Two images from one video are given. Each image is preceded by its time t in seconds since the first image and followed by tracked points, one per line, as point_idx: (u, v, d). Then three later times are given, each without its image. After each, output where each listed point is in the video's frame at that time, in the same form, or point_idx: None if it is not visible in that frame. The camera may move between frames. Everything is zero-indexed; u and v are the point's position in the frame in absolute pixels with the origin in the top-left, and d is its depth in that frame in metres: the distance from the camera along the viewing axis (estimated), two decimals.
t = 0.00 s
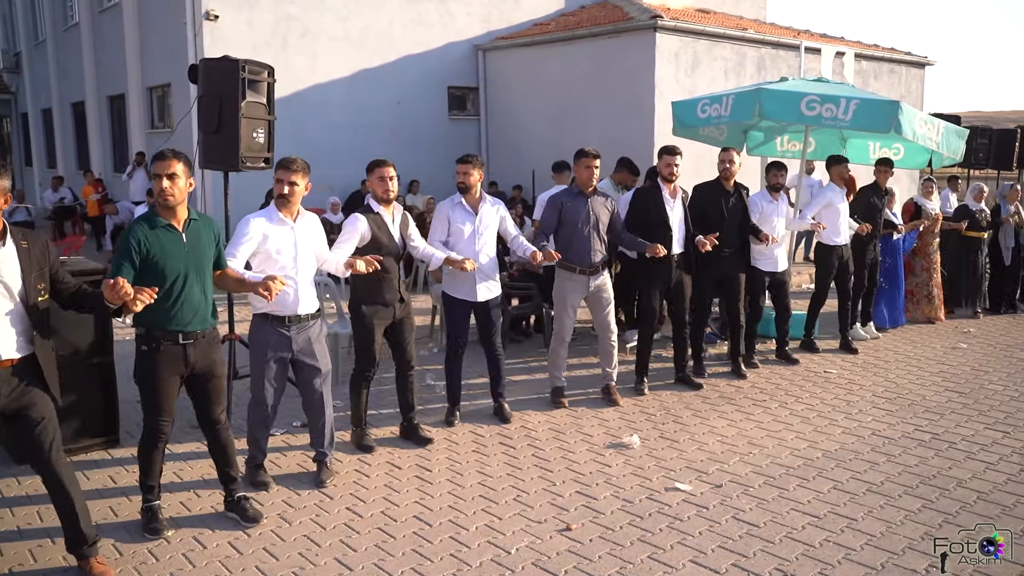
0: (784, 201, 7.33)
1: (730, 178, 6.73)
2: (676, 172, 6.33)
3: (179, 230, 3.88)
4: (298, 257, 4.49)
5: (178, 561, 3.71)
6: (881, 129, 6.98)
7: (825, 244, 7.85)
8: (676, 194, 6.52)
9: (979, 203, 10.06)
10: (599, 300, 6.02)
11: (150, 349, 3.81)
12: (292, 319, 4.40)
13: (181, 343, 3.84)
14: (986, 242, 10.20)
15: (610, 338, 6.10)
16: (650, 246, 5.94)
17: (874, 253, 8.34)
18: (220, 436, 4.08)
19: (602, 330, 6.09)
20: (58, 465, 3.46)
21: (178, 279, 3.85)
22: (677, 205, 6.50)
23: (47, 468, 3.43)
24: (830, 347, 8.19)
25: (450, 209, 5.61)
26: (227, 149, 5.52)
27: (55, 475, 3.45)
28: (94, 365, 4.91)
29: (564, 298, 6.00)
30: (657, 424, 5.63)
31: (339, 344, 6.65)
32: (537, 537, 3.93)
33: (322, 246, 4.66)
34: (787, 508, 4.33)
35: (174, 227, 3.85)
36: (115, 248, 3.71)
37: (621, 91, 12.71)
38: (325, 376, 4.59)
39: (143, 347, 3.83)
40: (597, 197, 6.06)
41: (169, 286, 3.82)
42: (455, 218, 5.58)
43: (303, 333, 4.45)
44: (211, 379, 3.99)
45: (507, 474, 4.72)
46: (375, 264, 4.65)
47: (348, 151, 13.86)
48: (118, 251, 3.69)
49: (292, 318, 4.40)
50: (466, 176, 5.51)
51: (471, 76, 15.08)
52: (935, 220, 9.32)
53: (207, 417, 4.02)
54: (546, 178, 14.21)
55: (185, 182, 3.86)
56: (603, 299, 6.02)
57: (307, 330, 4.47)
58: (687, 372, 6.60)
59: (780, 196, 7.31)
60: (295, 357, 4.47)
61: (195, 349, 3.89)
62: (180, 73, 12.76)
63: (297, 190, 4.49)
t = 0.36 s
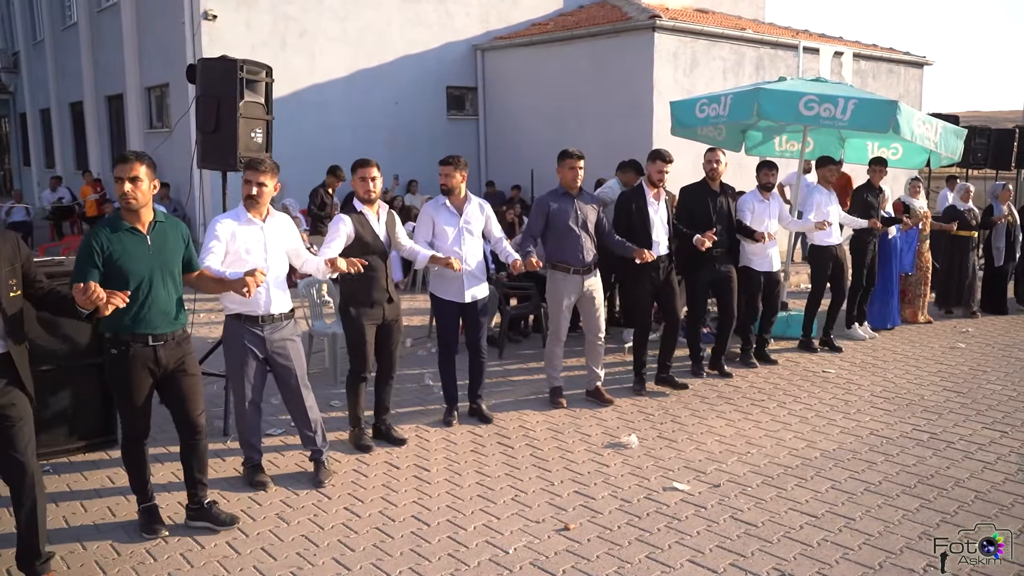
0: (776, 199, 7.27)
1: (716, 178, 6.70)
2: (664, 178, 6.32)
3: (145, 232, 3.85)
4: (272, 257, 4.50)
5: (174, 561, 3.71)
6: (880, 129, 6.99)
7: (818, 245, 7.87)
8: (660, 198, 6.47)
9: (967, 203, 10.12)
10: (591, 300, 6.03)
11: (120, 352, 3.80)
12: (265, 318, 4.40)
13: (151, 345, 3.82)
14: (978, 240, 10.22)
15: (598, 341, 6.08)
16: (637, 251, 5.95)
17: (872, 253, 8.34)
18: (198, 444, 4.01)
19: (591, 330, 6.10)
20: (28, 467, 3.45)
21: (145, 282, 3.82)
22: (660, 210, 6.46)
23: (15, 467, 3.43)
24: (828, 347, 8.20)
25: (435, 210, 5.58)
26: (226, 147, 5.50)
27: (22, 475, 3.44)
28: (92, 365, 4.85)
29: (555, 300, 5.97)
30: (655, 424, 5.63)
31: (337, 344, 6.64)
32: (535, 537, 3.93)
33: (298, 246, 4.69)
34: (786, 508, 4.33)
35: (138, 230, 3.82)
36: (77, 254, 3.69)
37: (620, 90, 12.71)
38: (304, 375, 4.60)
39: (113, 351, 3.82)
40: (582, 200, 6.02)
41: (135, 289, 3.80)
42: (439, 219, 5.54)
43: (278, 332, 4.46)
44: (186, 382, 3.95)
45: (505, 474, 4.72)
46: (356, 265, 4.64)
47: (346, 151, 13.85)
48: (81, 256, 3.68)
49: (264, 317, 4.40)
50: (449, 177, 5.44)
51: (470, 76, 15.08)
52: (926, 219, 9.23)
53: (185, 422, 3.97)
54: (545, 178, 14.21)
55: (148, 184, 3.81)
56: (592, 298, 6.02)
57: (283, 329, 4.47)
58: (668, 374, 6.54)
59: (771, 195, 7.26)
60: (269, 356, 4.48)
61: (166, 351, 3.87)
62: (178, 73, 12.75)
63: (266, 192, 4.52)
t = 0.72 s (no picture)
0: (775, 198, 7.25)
1: (716, 177, 6.75)
2: (663, 178, 6.32)
3: (136, 230, 3.84)
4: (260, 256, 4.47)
5: (173, 563, 3.68)
6: (882, 128, 6.98)
7: (814, 243, 7.82)
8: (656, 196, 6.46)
9: (963, 202, 9.94)
10: (588, 300, 6.01)
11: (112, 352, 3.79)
12: (259, 318, 4.38)
13: (143, 344, 3.81)
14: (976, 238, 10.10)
15: (597, 339, 6.08)
16: (644, 240, 5.92)
17: (869, 253, 8.30)
18: (180, 445, 3.98)
19: (587, 330, 6.08)
20: (22, 465, 3.42)
21: (135, 280, 3.81)
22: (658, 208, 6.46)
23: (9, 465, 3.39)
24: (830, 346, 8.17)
25: (434, 209, 5.54)
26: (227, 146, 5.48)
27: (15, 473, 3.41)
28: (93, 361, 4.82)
29: (552, 299, 5.94)
30: (657, 424, 5.60)
31: (337, 345, 6.62)
32: (536, 538, 3.91)
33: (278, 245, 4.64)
34: (788, 509, 4.31)
35: (129, 228, 3.80)
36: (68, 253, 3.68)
37: (621, 90, 12.69)
38: (298, 375, 4.60)
39: (105, 351, 3.81)
40: (579, 197, 6.01)
41: (125, 287, 3.79)
42: (434, 217, 5.51)
43: (272, 331, 4.43)
44: (175, 384, 3.93)
45: (506, 475, 4.70)
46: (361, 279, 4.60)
47: (347, 151, 13.83)
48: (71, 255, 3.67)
49: (258, 319, 4.38)
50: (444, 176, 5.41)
51: (470, 75, 15.05)
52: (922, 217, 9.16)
53: (169, 424, 3.94)
54: (546, 177, 14.19)
55: (138, 182, 3.79)
56: (590, 298, 6.00)
57: (276, 328, 4.45)
58: (667, 379, 6.43)
59: (770, 194, 7.23)
60: (264, 356, 4.45)
61: (158, 350, 3.86)
62: (179, 73, 12.73)
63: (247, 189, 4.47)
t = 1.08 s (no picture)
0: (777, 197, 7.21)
1: (721, 178, 6.63)
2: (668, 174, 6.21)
3: (134, 230, 3.79)
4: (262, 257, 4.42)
5: (168, 568, 3.63)
6: (884, 127, 6.92)
7: (817, 243, 7.80)
8: (662, 193, 6.43)
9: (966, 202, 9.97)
10: (588, 299, 5.97)
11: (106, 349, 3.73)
12: (261, 318, 4.36)
13: (139, 343, 3.76)
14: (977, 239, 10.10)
15: (595, 338, 6.06)
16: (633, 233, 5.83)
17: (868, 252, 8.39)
18: (178, 442, 3.96)
19: (588, 329, 6.05)
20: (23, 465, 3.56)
21: (133, 279, 3.76)
22: (661, 206, 6.40)
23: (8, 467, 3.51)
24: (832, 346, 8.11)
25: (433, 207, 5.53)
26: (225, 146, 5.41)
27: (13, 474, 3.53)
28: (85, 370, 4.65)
29: (550, 297, 5.89)
30: (659, 426, 5.54)
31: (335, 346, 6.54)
32: (537, 543, 3.85)
33: (281, 243, 4.58)
34: (792, 513, 4.25)
35: (128, 227, 3.76)
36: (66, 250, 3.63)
37: (621, 89, 12.63)
38: (292, 377, 4.56)
39: (99, 349, 3.75)
40: (580, 196, 5.96)
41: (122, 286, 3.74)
42: (436, 217, 5.50)
43: (272, 331, 4.41)
44: (171, 381, 3.91)
45: (506, 478, 4.64)
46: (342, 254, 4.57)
47: (346, 150, 13.78)
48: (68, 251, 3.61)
49: (259, 317, 4.35)
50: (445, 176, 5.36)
51: (470, 75, 14.99)
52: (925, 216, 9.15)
53: (168, 422, 3.91)
54: (545, 177, 14.14)
55: (141, 181, 3.76)
56: (590, 297, 5.96)
57: (276, 329, 4.42)
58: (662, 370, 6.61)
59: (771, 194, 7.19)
60: (263, 357, 4.42)
61: (154, 350, 3.82)
62: (177, 72, 12.66)
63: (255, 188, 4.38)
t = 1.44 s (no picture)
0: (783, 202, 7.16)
1: (730, 183, 6.60)
2: (677, 176, 6.17)
3: (153, 238, 3.75)
4: (276, 266, 4.32)
5: None
6: (885, 132, 6.88)
7: (821, 245, 7.77)
8: (673, 199, 6.38)
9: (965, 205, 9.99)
10: (592, 306, 5.88)
11: (121, 358, 3.67)
12: (268, 326, 4.25)
13: (154, 352, 3.74)
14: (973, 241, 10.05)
15: (592, 345, 6.00)
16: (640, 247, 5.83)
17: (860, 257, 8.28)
18: (170, 445, 3.97)
19: (586, 335, 5.99)
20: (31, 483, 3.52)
21: (150, 287, 3.73)
22: (674, 212, 6.36)
23: (17, 478, 3.47)
24: (830, 351, 8.07)
25: (446, 216, 5.46)
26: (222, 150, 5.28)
27: (20, 488, 3.48)
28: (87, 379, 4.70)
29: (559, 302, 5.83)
30: (665, 435, 5.46)
31: (334, 353, 6.42)
32: (553, 560, 3.77)
33: (296, 249, 4.49)
34: (809, 525, 4.19)
35: (147, 235, 3.72)
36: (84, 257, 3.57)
37: (613, 91, 12.57)
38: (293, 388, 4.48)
39: (114, 357, 3.70)
40: (595, 203, 5.89)
41: (140, 293, 3.70)
42: (450, 225, 5.42)
43: (280, 340, 4.31)
44: (174, 393, 3.87)
45: (515, 491, 4.55)
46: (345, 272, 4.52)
47: (335, 152, 13.63)
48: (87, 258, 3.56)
49: (268, 325, 4.25)
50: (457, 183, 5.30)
51: (460, 76, 14.89)
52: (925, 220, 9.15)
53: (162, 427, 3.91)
54: (536, 179, 14.06)
55: (160, 189, 3.72)
56: (597, 304, 5.88)
57: (284, 338, 4.33)
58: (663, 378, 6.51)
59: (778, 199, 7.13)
60: (271, 366, 4.32)
61: (167, 359, 3.79)
62: (164, 73, 12.48)
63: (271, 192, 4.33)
